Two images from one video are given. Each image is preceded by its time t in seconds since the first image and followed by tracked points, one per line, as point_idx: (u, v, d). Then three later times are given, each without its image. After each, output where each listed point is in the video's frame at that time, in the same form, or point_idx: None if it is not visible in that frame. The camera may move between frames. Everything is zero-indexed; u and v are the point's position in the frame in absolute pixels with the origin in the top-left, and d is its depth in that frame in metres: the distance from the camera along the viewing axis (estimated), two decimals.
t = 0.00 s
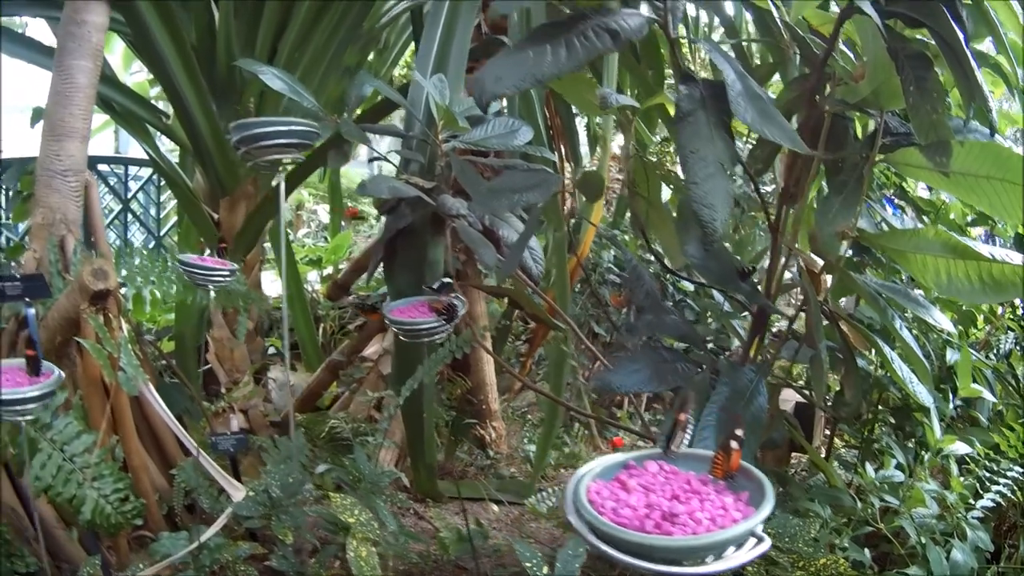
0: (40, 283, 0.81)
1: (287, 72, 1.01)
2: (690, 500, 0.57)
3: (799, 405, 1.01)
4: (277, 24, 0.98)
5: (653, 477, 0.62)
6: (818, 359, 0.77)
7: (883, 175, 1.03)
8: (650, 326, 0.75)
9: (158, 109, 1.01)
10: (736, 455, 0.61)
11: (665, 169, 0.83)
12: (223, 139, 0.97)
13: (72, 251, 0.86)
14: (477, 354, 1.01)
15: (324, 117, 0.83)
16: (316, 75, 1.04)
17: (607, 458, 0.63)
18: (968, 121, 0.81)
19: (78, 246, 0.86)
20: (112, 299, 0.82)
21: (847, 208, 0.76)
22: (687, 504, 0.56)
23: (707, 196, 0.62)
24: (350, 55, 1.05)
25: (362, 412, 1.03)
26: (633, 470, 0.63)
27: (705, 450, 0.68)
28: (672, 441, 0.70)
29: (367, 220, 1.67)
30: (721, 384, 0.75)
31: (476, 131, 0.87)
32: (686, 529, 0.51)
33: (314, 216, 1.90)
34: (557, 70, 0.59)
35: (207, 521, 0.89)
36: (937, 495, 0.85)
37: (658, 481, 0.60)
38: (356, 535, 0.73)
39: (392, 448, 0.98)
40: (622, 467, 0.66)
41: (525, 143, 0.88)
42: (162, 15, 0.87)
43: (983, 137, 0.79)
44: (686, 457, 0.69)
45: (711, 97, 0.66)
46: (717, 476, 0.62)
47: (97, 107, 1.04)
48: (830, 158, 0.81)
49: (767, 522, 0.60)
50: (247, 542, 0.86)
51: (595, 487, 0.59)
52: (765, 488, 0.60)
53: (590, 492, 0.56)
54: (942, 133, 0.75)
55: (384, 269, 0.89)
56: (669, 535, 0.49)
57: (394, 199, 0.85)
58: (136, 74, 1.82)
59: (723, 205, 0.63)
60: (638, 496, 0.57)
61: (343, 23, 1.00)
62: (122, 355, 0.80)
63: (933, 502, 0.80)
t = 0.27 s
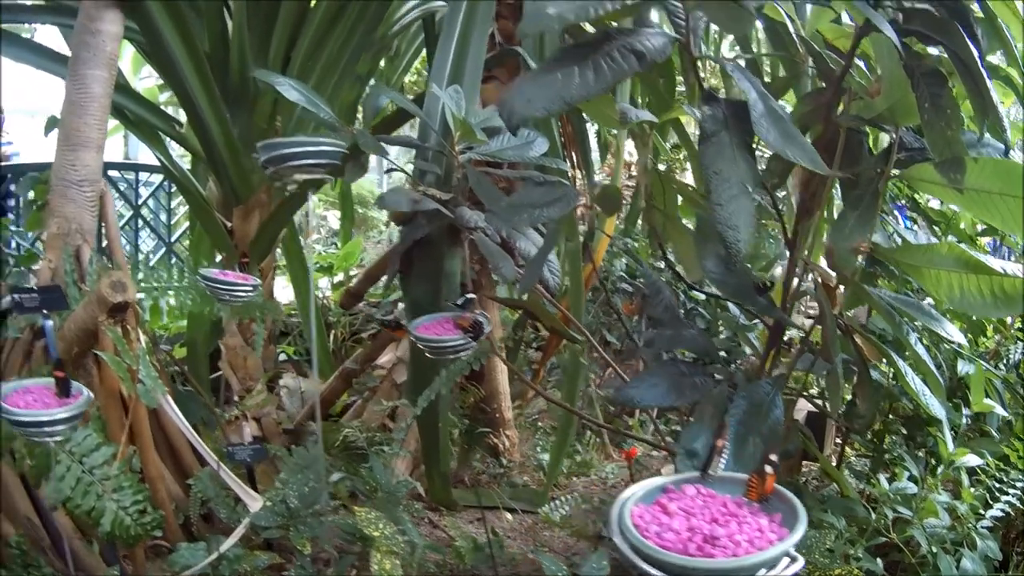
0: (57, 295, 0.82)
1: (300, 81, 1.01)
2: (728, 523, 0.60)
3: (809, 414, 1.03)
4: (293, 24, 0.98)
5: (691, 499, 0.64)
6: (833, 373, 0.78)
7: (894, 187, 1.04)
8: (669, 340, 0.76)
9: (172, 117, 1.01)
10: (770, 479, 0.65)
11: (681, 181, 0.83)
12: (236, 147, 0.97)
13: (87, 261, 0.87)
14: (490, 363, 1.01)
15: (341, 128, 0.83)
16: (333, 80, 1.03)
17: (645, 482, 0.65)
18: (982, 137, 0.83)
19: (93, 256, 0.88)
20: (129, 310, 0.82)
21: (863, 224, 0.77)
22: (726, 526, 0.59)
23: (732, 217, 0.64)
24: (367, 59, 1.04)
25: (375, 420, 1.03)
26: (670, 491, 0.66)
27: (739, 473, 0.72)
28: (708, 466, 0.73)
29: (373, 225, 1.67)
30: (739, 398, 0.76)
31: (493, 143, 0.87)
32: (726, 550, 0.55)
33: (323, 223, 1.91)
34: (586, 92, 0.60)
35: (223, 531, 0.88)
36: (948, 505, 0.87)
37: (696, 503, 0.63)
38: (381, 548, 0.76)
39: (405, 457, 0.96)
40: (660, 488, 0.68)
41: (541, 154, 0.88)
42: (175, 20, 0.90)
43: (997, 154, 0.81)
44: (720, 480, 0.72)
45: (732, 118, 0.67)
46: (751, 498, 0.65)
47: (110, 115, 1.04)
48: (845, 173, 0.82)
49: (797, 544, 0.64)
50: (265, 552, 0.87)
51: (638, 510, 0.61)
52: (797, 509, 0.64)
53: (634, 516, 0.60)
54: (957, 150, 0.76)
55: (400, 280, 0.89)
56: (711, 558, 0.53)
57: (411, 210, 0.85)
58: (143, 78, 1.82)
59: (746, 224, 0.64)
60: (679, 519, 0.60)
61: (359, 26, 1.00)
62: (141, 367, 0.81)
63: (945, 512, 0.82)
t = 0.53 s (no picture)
0: (79, 307, 0.81)
1: (316, 91, 1.01)
2: (768, 539, 0.62)
3: (823, 424, 1.04)
4: (310, 29, 0.98)
5: (730, 516, 0.66)
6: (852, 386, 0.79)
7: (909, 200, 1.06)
8: (690, 354, 0.77)
9: (187, 126, 1.01)
10: (804, 497, 0.66)
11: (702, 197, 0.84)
12: (252, 155, 0.97)
13: (106, 272, 0.87)
14: (507, 372, 1.01)
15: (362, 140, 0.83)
16: (349, 89, 1.03)
17: (686, 500, 0.67)
18: (998, 153, 0.84)
19: (112, 266, 0.88)
20: (151, 323, 0.81)
21: (881, 239, 0.78)
22: (765, 543, 0.61)
23: (758, 236, 0.66)
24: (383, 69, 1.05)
25: (392, 430, 1.03)
26: (709, 509, 0.68)
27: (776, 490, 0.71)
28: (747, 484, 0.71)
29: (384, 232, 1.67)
30: (759, 411, 0.77)
31: (513, 155, 0.87)
32: (766, 567, 0.57)
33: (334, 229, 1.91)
34: (617, 113, 0.62)
35: (245, 540, 0.88)
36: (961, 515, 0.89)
37: (736, 521, 0.65)
38: (408, 560, 0.76)
39: (422, 467, 0.96)
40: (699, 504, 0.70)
41: (561, 166, 0.87)
42: (191, 27, 0.91)
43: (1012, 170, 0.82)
44: (756, 497, 0.70)
45: (759, 138, 0.70)
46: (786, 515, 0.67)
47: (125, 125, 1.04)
48: (862, 188, 0.83)
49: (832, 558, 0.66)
50: (287, 562, 0.87)
51: (681, 529, 0.63)
52: (832, 527, 0.65)
53: (676, 534, 0.62)
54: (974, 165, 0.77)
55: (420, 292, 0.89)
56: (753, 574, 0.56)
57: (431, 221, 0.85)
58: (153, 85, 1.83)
59: (772, 244, 0.66)
60: (721, 537, 0.62)
61: (374, 37, 1.00)
62: (164, 379, 0.81)
63: (959, 522, 0.84)
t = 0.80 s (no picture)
0: (103, 318, 0.81)
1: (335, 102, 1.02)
2: (805, 547, 0.64)
3: (838, 431, 1.05)
4: (328, 39, 0.97)
5: (768, 525, 0.68)
6: (871, 397, 0.80)
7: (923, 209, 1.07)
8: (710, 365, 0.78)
9: (210, 138, 1.02)
10: (838, 506, 0.68)
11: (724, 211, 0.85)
12: (271, 165, 0.97)
13: (128, 281, 0.87)
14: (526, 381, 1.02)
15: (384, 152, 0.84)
16: (367, 100, 1.04)
17: (725, 510, 0.69)
18: (1015, 166, 0.84)
19: (134, 275, 0.88)
20: (176, 333, 0.82)
21: (901, 253, 0.79)
22: (803, 550, 0.63)
23: (785, 253, 0.69)
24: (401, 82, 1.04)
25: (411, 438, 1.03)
26: (748, 518, 0.70)
27: (810, 500, 0.73)
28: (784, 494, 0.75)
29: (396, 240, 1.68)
30: (779, 421, 0.78)
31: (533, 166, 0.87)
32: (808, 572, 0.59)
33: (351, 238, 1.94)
34: (649, 132, 0.65)
35: (268, 549, 0.88)
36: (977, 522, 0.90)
37: (774, 529, 0.67)
38: (435, 570, 0.77)
39: (443, 476, 0.97)
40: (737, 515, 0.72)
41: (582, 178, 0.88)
42: (207, 28, 0.89)
43: None
44: (792, 507, 0.73)
45: (785, 155, 0.72)
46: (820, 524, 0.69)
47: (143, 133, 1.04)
48: (880, 202, 0.84)
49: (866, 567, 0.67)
50: (310, 570, 0.88)
51: (723, 538, 0.65)
52: (865, 536, 0.67)
53: (719, 543, 0.63)
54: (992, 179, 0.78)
55: (442, 302, 0.90)
56: None
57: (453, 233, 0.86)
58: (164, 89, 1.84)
59: (798, 259, 0.69)
60: (762, 545, 0.64)
61: (393, 46, 1.00)
62: (190, 390, 0.81)
63: (975, 529, 0.85)
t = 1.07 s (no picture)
0: (130, 327, 0.81)
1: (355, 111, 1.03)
2: (832, 548, 0.66)
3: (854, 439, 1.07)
4: (348, 49, 1.00)
5: (797, 529, 0.71)
6: (888, 405, 0.81)
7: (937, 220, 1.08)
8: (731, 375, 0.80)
9: (230, 147, 1.04)
10: (865, 509, 0.70)
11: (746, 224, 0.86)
12: (292, 173, 0.98)
13: (151, 290, 0.88)
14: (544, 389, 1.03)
15: (408, 162, 0.84)
16: (388, 108, 1.05)
17: (757, 515, 0.72)
18: None
19: (158, 284, 0.89)
20: (202, 343, 0.82)
21: (918, 265, 0.80)
22: (831, 552, 0.65)
23: (808, 266, 0.71)
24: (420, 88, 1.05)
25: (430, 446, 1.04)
26: (778, 523, 0.72)
27: (837, 503, 0.76)
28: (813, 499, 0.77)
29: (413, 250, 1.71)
30: (799, 429, 0.79)
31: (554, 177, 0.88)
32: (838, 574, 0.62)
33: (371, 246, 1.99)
34: (679, 149, 0.67)
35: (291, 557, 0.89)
36: (993, 529, 0.91)
37: (804, 533, 0.69)
38: None
39: (463, 483, 0.98)
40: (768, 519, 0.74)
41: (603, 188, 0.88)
42: (229, 37, 0.90)
43: None
44: (820, 511, 0.75)
45: (808, 171, 0.74)
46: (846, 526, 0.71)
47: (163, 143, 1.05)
48: (896, 214, 0.86)
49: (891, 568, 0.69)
50: None
51: (756, 541, 0.67)
52: (890, 538, 0.69)
53: (752, 545, 0.66)
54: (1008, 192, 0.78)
55: (464, 311, 0.90)
56: None
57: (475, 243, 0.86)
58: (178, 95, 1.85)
59: (820, 272, 0.72)
60: (792, 547, 0.66)
61: (412, 53, 1.01)
62: (217, 399, 0.82)
63: (990, 535, 0.87)
